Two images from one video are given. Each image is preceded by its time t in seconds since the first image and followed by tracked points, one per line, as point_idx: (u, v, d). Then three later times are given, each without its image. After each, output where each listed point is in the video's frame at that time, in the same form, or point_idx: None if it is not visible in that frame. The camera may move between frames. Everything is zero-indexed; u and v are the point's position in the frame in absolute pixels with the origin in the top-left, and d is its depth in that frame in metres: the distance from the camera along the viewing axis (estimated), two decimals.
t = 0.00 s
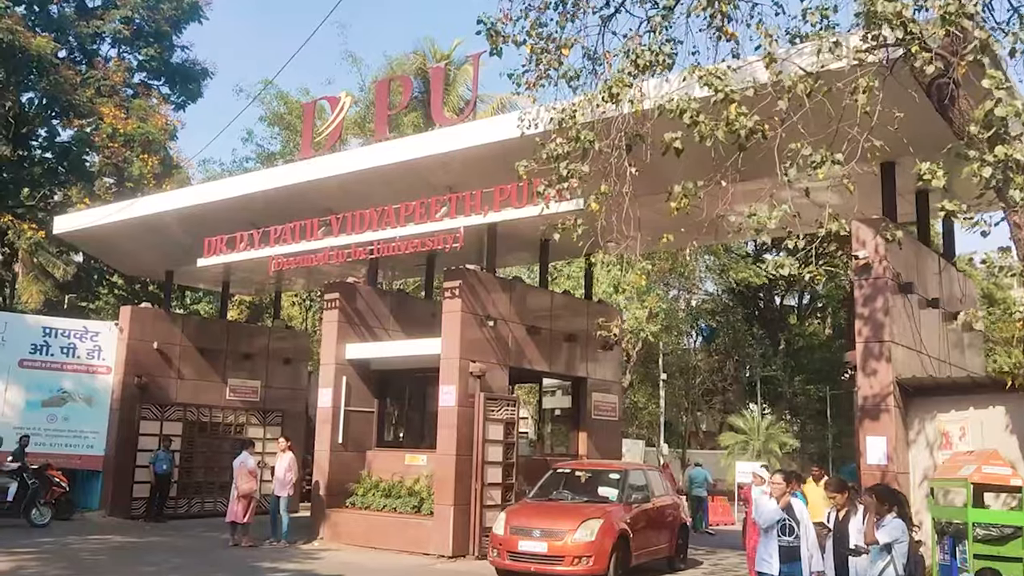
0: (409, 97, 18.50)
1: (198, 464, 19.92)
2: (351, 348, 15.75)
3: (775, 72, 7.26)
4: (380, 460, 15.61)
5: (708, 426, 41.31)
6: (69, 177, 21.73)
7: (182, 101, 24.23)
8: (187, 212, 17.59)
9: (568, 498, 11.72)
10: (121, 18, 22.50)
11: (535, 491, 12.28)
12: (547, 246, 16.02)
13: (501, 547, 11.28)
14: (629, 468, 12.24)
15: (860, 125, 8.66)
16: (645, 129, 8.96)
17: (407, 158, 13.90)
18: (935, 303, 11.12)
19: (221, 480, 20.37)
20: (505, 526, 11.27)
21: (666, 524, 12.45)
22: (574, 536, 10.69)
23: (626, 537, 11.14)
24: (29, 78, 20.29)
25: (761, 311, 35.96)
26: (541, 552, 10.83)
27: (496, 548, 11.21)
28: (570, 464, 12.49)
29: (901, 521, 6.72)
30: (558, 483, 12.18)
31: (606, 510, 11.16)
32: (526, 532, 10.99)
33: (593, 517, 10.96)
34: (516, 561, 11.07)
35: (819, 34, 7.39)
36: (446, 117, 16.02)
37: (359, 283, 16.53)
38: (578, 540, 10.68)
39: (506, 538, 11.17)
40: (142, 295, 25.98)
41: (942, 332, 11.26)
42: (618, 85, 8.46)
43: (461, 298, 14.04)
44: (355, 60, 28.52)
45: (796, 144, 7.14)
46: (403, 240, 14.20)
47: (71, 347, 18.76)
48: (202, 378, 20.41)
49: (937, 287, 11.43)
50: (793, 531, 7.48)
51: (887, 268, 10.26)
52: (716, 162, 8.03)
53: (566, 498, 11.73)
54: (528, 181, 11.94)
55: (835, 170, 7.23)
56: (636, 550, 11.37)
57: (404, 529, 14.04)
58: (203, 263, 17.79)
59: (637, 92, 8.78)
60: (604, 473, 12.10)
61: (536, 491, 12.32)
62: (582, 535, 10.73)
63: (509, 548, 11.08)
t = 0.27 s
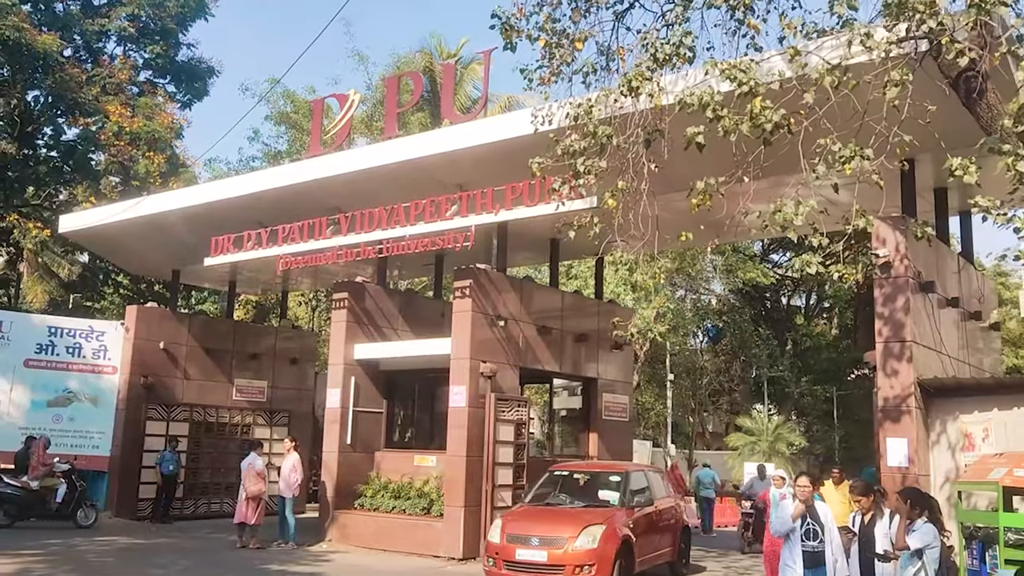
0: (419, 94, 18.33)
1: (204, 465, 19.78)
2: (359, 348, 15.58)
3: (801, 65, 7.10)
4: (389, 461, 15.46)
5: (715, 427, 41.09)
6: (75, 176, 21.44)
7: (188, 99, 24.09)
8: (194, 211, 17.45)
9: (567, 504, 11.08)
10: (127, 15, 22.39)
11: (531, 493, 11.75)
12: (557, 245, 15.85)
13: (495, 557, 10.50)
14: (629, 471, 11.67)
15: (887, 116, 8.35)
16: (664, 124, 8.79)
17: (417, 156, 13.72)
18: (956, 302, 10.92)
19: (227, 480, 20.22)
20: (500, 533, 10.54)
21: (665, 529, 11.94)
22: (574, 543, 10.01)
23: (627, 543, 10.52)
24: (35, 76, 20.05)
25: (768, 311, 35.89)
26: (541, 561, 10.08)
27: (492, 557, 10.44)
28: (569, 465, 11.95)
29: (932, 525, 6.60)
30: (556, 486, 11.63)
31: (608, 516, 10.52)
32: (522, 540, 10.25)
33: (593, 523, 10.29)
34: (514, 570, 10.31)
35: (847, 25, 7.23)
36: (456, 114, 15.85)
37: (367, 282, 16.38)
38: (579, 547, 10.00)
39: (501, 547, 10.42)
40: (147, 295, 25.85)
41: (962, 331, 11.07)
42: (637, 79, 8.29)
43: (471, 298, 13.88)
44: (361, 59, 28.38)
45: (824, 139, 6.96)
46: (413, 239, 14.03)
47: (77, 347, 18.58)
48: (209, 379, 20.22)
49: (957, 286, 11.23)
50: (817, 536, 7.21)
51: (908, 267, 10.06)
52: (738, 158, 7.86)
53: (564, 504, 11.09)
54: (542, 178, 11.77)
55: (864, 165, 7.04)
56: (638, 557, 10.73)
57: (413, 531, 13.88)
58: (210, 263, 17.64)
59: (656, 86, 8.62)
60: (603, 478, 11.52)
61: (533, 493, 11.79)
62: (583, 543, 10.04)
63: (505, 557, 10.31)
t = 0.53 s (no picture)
0: (428, 92, 18.15)
1: (210, 466, 19.62)
2: (367, 348, 15.41)
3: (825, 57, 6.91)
4: (397, 463, 15.29)
5: (722, 430, 40.81)
6: (81, 175, 21.27)
7: (194, 98, 23.95)
8: (200, 209, 17.28)
9: (567, 509, 10.57)
10: (133, 14, 22.34)
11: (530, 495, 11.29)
12: (567, 244, 15.66)
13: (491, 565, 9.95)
14: (631, 475, 11.15)
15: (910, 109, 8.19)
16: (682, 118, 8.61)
17: (426, 154, 13.54)
18: (976, 302, 10.70)
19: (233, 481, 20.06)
20: (497, 540, 10.01)
21: (670, 534, 11.43)
22: (576, 551, 9.48)
23: (631, 550, 9.99)
24: (41, 74, 20.06)
25: (776, 313, 35.49)
26: (540, 571, 9.55)
27: (488, 565, 9.90)
28: (569, 467, 11.49)
29: (964, 530, 6.44)
30: (555, 489, 11.17)
31: (612, 522, 9.99)
32: (522, 549, 9.71)
33: (596, 530, 9.76)
34: None
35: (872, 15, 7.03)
36: (466, 112, 15.67)
37: (375, 282, 16.20)
38: (580, 555, 9.47)
39: (498, 554, 9.89)
40: (153, 294, 25.70)
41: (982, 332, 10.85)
42: (655, 72, 8.10)
43: (480, 297, 13.68)
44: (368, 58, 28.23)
45: (849, 132, 6.76)
46: (422, 237, 13.85)
47: (82, 346, 18.55)
48: (214, 379, 20.03)
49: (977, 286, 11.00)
50: (841, 542, 7.02)
51: (928, 266, 9.83)
52: (759, 152, 7.66)
53: (563, 509, 10.58)
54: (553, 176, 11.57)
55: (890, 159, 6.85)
56: (642, 565, 10.21)
57: (421, 533, 13.70)
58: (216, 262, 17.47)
59: (673, 80, 8.43)
60: (605, 482, 11.01)
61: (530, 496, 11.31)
62: (585, 551, 9.51)
63: (502, 565, 9.75)
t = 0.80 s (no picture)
0: (432, 91, 17.95)
1: (210, 468, 19.41)
2: (370, 349, 15.20)
3: (847, 50, 6.71)
4: (400, 466, 15.08)
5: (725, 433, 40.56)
6: (81, 174, 21.12)
7: (196, 97, 23.75)
8: (201, 209, 17.07)
9: (563, 515, 10.19)
10: (134, 12, 22.16)
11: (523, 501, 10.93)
12: (573, 245, 15.45)
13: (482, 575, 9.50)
14: (629, 480, 10.77)
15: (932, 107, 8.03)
16: (697, 115, 8.40)
17: (432, 152, 13.33)
18: (992, 304, 10.50)
19: (233, 484, 19.85)
20: (489, 549, 9.56)
21: (670, 541, 10.95)
22: (573, 561, 9.03)
23: (632, 559, 9.56)
24: (42, 73, 19.91)
25: (779, 315, 36.12)
26: None
27: None
28: (564, 472, 11.15)
29: (991, 539, 6.25)
30: (551, 494, 10.79)
31: (611, 530, 9.56)
32: (515, 558, 9.25)
33: (594, 539, 9.33)
34: None
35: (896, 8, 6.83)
36: (471, 110, 15.47)
37: (378, 283, 15.99)
38: (578, 566, 9.02)
39: (490, 562, 9.46)
40: (153, 295, 25.49)
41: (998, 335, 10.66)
42: (670, 67, 7.89)
43: (486, 298, 13.48)
44: (370, 58, 28.04)
45: (873, 127, 6.55)
46: (427, 237, 13.64)
47: (82, 347, 18.33)
48: (215, 380, 19.84)
49: (993, 288, 10.80)
50: (863, 551, 6.80)
51: (947, 267, 9.62)
52: (777, 148, 7.44)
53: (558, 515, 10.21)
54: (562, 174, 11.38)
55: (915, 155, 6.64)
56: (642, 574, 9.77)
57: (425, 538, 13.49)
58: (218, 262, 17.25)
59: (688, 76, 8.23)
60: (603, 488, 10.65)
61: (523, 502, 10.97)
62: (583, 562, 9.07)
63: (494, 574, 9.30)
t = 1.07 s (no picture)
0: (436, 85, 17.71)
1: (210, 468, 19.20)
2: (373, 348, 15.02)
3: (872, 40, 6.54)
4: (403, 465, 14.88)
5: (725, 433, 40.38)
6: (80, 170, 20.97)
7: (195, 93, 23.53)
8: (202, 205, 16.86)
9: (562, 520, 9.67)
10: (133, 6, 21.87)
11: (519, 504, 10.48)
12: (578, 243, 15.28)
13: None
14: (630, 482, 10.28)
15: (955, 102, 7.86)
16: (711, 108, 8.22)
17: (437, 148, 13.15)
18: (1008, 303, 10.35)
19: (234, 483, 19.65)
20: (483, 555, 9.00)
21: (672, 545, 10.41)
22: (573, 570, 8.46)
23: (635, 566, 9.02)
24: (41, 69, 19.54)
25: (780, 316, 35.37)
26: None
27: None
28: (562, 474, 10.70)
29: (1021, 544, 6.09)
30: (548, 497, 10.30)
31: (613, 535, 9.01)
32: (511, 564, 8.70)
33: (595, 544, 8.79)
34: None
35: None
36: (476, 106, 15.28)
37: (382, 280, 15.81)
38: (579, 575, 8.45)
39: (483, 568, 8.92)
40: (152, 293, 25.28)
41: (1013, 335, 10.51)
42: (686, 58, 7.71)
43: (491, 296, 13.30)
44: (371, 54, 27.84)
45: (899, 119, 6.37)
46: (431, 234, 13.46)
47: (80, 345, 18.06)
48: (216, 378, 19.69)
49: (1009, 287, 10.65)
50: (886, 553, 6.62)
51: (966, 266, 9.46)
52: (795, 142, 7.27)
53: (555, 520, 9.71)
54: (571, 170, 11.20)
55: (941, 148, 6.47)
56: None
57: (429, 539, 13.30)
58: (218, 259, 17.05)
59: (703, 69, 8.05)
60: (603, 490, 10.16)
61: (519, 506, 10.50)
62: (584, 570, 8.52)
63: None
